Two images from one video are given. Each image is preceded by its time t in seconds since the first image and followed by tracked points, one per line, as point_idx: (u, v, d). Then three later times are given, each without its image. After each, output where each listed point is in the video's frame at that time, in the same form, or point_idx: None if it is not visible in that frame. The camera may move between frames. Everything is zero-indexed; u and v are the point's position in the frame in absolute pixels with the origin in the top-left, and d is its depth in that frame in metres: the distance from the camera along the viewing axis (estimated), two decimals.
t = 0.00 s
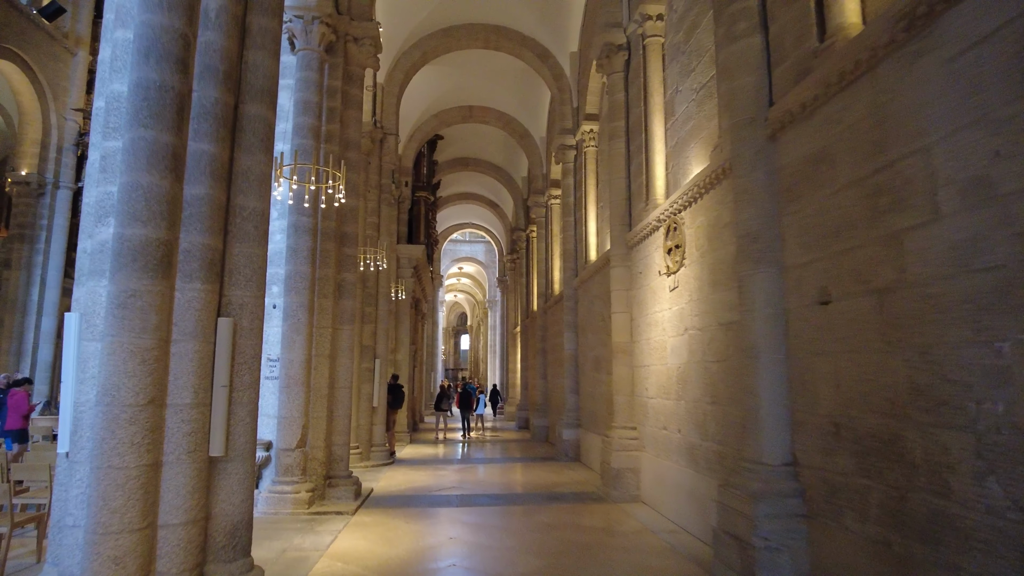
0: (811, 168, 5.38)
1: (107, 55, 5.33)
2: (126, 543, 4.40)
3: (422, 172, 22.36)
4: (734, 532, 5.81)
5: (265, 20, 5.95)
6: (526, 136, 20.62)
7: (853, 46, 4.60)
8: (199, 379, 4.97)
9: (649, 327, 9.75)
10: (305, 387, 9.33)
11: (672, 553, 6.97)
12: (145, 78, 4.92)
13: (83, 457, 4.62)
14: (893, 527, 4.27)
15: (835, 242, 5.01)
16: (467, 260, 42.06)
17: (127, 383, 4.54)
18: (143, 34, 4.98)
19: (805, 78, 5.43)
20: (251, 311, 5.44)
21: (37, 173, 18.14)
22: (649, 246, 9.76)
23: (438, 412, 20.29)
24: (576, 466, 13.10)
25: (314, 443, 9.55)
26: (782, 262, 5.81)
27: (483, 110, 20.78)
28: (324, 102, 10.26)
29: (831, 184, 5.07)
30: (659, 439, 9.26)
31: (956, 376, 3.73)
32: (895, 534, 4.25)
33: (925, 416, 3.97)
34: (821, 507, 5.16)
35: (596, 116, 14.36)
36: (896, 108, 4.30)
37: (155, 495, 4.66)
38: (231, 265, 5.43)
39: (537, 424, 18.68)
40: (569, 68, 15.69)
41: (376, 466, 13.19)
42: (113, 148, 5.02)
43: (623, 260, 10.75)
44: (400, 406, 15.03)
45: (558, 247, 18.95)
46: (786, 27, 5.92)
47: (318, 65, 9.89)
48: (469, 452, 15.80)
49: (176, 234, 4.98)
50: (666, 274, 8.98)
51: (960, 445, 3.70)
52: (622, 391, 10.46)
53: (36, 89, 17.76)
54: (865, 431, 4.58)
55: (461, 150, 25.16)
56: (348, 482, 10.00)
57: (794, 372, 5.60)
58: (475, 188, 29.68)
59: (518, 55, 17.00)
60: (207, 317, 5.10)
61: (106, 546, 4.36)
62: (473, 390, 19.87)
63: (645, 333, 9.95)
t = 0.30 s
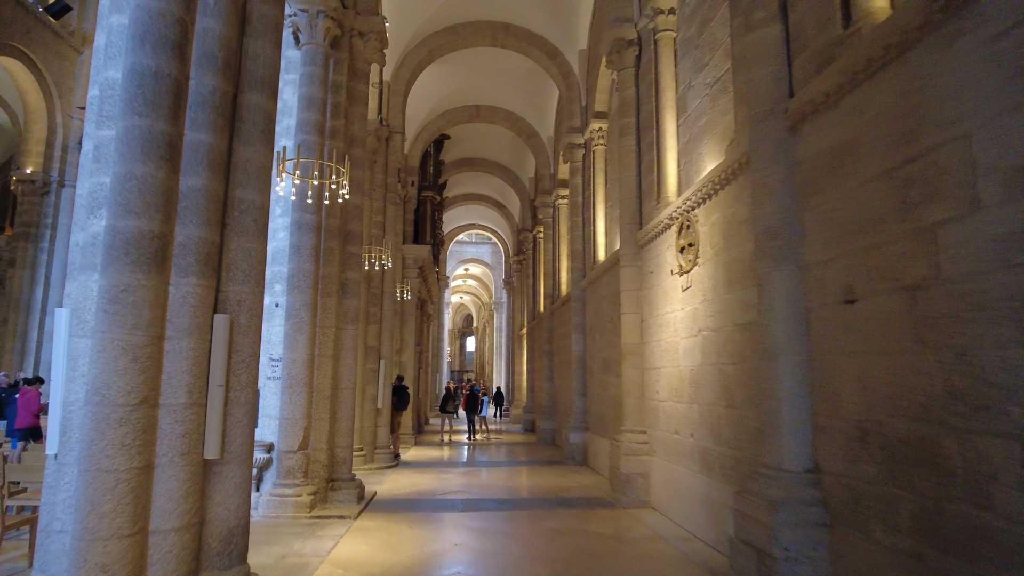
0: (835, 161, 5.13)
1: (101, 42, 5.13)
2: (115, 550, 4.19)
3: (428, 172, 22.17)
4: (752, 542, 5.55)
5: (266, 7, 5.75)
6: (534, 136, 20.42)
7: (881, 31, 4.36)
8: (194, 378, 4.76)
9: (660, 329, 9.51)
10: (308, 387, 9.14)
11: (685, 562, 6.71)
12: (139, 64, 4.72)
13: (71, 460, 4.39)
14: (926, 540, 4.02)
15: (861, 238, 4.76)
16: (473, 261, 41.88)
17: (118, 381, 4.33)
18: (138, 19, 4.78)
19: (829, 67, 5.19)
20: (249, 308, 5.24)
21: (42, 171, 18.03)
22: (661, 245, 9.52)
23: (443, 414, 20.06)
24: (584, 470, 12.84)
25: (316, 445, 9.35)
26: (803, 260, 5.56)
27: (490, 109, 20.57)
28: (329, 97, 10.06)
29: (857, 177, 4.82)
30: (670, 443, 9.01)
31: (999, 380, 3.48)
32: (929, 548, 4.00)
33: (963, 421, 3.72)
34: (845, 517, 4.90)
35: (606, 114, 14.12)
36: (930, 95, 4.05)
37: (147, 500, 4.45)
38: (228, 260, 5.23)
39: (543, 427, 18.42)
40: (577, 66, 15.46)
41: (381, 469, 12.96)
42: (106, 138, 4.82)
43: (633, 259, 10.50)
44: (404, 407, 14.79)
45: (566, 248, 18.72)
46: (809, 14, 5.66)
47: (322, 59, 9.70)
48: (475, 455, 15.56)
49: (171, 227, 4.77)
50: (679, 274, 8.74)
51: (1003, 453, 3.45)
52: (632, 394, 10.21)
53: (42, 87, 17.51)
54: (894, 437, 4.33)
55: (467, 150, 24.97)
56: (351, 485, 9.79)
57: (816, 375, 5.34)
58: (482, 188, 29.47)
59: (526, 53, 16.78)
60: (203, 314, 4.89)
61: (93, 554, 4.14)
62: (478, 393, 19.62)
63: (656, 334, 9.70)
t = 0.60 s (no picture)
0: (857, 154, 4.90)
1: (93, 30, 4.94)
2: (103, 559, 3.99)
3: (433, 170, 21.98)
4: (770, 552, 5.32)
5: None
6: (540, 134, 20.21)
7: (911, 14, 4.13)
8: (187, 379, 4.58)
9: (669, 329, 9.30)
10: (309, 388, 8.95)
11: (697, 570, 6.48)
12: (132, 52, 4.53)
13: (60, 464, 4.19)
14: (959, 553, 3.79)
15: (886, 233, 4.53)
16: (478, 261, 41.72)
17: (107, 382, 4.14)
18: (131, 5, 4.59)
19: (852, 54, 4.95)
20: (246, 306, 5.05)
21: (45, 169, 17.91)
22: (670, 243, 9.31)
23: (447, 415, 19.85)
24: (591, 473, 12.61)
25: (318, 447, 9.17)
26: (823, 257, 5.33)
27: (496, 106, 20.35)
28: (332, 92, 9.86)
29: (881, 169, 4.59)
30: (680, 446, 8.79)
31: None
32: (961, 562, 3.77)
33: (1001, 428, 3.50)
34: (869, 527, 4.67)
35: (613, 111, 13.89)
36: (964, 81, 3.83)
37: (137, 506, 4.25)
38: (224, 256, 5.04)
39: (548, 428, 18.19)
40: (584, 62, 15.25)
41: (384, 470, 12.76)
42: (98, 128, 4.63)
43: (641, 258, 10.28)
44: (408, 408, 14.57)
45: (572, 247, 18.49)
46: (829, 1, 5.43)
47: (326, 53, 9.50)
48: (479, 457, 15.34)
49: (165, 221, 4.58)
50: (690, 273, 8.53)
51: None
52: (640, 395, 10.00)
53: (45, 84, 17.44)
54: (922, 444, 4.11)
55: (472, 148, 24.77)
56: (354, 487, 9.58)
57: (837, 377, 5.11)
58: (487, 186, 29.26)
59: (532, 49, 16.57)
60: (197, 311, 4.70)
61: (80, 564, 3.94)
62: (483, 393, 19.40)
63: (665, 334, 9.48)
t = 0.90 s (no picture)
0: (874, 144, 4.69)
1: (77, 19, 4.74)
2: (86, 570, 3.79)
3: (435, 171, 21.81)
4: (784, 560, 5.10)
5: None
6: (542, 134, 20.04)
7: None
8: (176, 381, 4.39)
9: (676, 329, 9.11)
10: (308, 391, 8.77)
11: None
12: (118, 40, 4.35)
13: (39, 472, 3.97)
14: (990, 563, 3.57)
15: (906, 226, 4.32)
16: (481, 264, 41.56)
17: (90, 384, 3.94)
18: None
19: (868, 40, 4.75)
20: (238, 306, 4.87)
21: (46, 171, 17.82)
22: (678, 242, 9.10)
23: (450, 418, 19.63)
24: (596, 477, 12.38)
25: (317, 451, 8.97)
26: (839, 252, 5.11)
27: (498, 107, 20.18)
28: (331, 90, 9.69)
29: (900, 159, 4.38)
30: (688, 450, 8.57)
31: None
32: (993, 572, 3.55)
33: None
34: (890, 534, 4.45)
35: (617, 109, 13.70)
36: (992, 63, 3.62)
37: (122, 514, 4.05)
38: (215, 253, 4.85)
39: (553, 431, 17.96)
40: (588, 61, 15.08)
41: (386, 474, 12.54)
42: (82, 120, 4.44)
43: (647, 257, 10.06)
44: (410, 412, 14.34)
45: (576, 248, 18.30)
46: None
47: (325, 51, 9.33)
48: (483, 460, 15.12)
49: (152, 216, 4.41)
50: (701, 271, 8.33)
51: None
52: (646, 398, 9.79)
53: (45, 86, 17.35)
54: (948, 447, 3.89)
55: (474, 150, 24.60)
56: (354, 493, 9.38)
57: (854, 377, 4.90)
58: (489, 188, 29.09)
59: (534, 48, 16.39)
60: (186, 311, 4.52)
61: None
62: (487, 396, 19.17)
63: (672, 335, 9.26)
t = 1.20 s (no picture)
0: (891, 130, 4.45)
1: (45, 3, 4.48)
2: None
3: (435, 172, 21.59)
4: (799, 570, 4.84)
5: None
6: (544, 133, 19.82)
7: None
8: (155, 385, 4.16)
9: (681, 329, 8.87)
10: (303, 394, 8.55)
11: None
12: (93, 26, 4.12)
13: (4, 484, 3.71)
14: None
15: (927, 215, 4.07)
16: (483, 265, 41.35)
17: (62, 389, 3.70)
18: None
19: (883, 21, 4.50)
20: (222, 305, 4.65)
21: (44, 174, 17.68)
22: (682, 239, 8.87)
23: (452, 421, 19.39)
24: (600, 481, 12.12)
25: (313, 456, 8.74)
26: (853, 246, 4.86)
27: (499, 106, 19.96)
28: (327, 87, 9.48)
29: (919, 144, 4.14)
30: (695, 453, 8.31)
31: None
32: None
33: None
34: (912, 543, 4.20)
35: (619, 106, 13.46)
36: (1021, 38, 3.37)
37: (96, 526, 3.82)
38: (198, 250, 4.63)
39: (556, 433, 17.71)
40: (589, 57, 14.85)
41: (387, 479, 12.29)
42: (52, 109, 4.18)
43: (651, 255, 9.82)
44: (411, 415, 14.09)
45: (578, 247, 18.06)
46: None
47: (319, 46, 9.10)
48: (485, 464, 14.86)
49: (129, 211, 4.18)
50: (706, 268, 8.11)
51: None
52: (651, 399, 9.54)
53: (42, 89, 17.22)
54: (976, 450, 3.63)
55: (475, 150, 24.40)
56: (352, 499, 9.14)
57: (871, 376, 4.65)
58: (491, 189, 28.87)
59: (535, 45, 16.17)
60: (166, 310, 4.30)
61: None
62: (490, 398, 18.92)
63: (677, 334, 9.00)
